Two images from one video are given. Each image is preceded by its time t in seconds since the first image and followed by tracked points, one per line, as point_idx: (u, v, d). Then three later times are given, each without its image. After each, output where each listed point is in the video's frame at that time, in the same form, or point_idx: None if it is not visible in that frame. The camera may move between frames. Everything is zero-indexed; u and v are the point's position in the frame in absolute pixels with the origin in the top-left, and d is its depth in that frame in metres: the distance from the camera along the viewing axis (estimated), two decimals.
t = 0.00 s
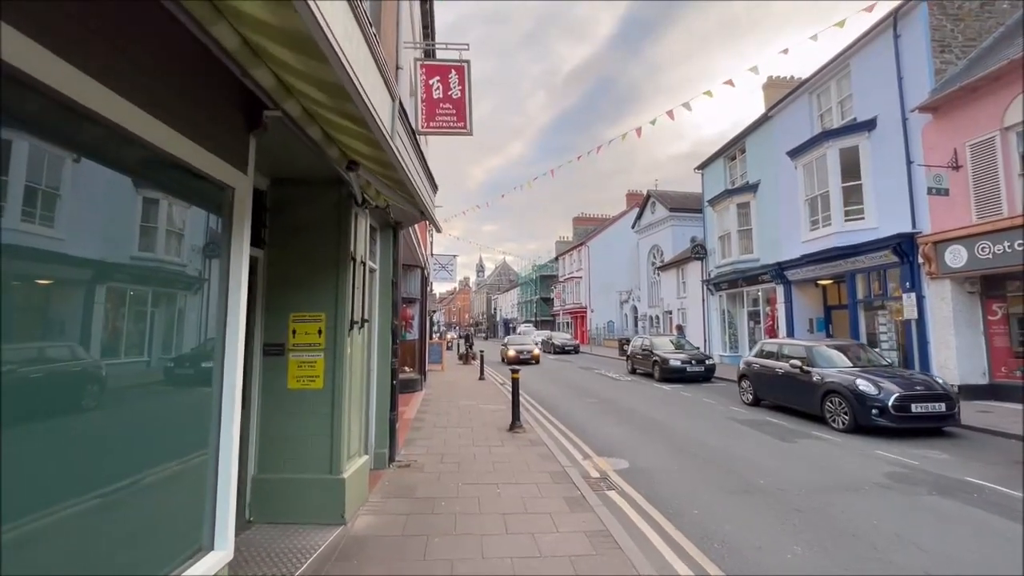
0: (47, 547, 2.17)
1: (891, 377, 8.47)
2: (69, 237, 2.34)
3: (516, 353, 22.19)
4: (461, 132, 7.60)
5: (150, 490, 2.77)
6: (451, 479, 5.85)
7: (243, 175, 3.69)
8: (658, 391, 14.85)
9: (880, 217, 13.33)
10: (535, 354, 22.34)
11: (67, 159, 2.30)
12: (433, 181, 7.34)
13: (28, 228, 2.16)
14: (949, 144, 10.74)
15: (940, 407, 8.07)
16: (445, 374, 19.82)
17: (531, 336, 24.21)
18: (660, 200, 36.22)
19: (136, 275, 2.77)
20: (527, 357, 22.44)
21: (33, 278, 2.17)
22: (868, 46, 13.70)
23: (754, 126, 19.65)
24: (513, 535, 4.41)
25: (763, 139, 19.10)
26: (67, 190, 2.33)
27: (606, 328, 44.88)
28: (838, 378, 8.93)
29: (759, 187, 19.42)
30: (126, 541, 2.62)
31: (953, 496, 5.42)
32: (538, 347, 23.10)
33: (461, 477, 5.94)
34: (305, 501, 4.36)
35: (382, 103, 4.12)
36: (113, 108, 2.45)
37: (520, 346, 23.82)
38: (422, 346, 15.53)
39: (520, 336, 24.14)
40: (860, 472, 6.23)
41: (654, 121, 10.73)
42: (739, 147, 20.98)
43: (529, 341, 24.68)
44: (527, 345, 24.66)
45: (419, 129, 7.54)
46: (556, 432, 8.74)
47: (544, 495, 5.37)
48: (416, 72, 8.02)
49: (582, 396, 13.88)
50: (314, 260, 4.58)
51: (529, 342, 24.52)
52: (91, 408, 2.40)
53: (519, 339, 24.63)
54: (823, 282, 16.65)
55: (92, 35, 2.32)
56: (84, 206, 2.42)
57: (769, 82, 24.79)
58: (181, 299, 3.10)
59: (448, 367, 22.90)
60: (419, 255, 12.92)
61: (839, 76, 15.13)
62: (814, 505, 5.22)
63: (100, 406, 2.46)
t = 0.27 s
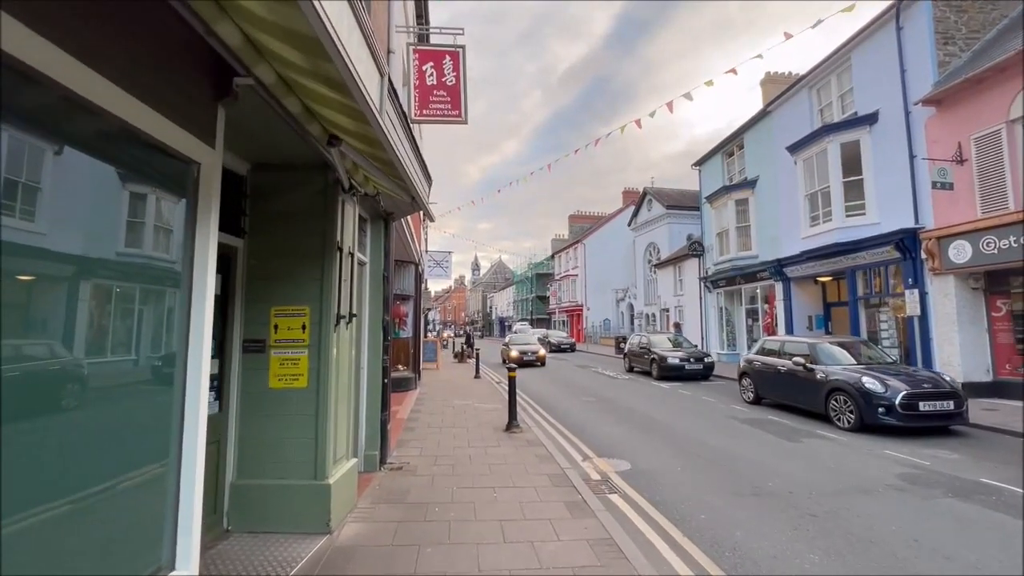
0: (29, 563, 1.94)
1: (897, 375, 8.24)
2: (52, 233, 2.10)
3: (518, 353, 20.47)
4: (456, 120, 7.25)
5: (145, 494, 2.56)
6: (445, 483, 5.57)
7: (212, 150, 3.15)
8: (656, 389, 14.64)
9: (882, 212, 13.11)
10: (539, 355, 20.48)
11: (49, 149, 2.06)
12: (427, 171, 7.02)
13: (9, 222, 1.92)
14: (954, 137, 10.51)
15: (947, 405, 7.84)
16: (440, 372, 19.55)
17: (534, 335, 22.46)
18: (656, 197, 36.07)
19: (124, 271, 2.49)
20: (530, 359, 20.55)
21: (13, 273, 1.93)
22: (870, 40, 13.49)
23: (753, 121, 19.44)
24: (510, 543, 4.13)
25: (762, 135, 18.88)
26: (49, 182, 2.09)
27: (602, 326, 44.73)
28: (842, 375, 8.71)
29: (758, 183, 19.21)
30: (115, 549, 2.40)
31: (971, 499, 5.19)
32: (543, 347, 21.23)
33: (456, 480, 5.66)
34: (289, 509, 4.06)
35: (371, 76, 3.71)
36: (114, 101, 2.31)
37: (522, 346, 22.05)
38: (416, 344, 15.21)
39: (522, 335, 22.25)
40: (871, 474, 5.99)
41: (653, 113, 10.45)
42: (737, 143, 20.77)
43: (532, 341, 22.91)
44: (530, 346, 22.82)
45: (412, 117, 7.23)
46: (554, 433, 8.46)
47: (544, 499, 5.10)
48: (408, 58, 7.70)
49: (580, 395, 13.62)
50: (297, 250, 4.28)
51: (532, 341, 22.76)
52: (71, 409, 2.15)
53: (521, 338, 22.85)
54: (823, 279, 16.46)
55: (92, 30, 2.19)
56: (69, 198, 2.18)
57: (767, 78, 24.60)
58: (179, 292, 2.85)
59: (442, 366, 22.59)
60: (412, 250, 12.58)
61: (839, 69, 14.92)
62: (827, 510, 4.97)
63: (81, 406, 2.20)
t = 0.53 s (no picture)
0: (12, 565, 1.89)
1: (907, 377, 7.98)
2: (38, 230, 2.13)
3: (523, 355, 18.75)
4: (450, 111, 6.94)
5: (112, 514, 2.35)
6: (438, 492, 5.28)
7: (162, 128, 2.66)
8: (656, 390, 14.38)
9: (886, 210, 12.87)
10: (547, 358, 18.60)
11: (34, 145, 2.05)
12: (420, 165, 6.71)
13: None
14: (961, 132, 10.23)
15: (959, 408, 7.57)
16: (436, 373, 19.23)
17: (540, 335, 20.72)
18: (655, 196, 35.78)
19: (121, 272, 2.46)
20: (537, 361, 18.71)
21: None
22: (874, 34, 13.22)
23: (754, 118, 19.17)
24: (505, 559, 3.84)
25: (763, 132, 18.61)
26: (35, 180, 2.11)
27: (601, 326, 44.50)
28: (849, 377, 8.45)
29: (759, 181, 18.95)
30: (100, 557, 2.32)
31: (991, 508, 4.93)
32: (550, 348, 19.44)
33: (449, 489, 5.37)
34: (266, 524, 3.76)
35: (352, 50, 3.26)
36: (112, 108, 2.30)
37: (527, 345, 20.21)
38: (412, 344, 14.89)
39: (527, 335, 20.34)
40: (883, 480, 5.73)
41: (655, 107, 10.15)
42: (738, 140, 20.50)
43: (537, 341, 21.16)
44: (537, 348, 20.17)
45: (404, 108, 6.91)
46: (553, 436, 8.19)
47: (542, 509, 4.83)
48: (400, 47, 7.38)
49: (579, 396, 13.34)
50: (277, 245, 3.97)
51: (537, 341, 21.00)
52: (56, 410, 2.13)
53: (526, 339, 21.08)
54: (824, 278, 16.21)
55: (92, 31, 2.19)
56: (56, 197, 2.20)
57: (768, 75, 24.32)
58: (147, 278, 2.57)
59: (439, 366, 22.26)
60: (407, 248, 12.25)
61: (843, 64, 14.66)
62: (841, 520, 4.71)
63: (68, 408, 2.19)
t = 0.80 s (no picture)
0: None
1: (919, 378, 7.67)
2: (23, 225, 2.09)
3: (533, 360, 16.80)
4: (445, 100, 6.64)
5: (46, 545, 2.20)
6: (430, 498, 4.99)
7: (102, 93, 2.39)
8: (658, 391, 14.08)
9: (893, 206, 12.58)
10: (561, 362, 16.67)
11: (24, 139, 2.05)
12: (412, 156, 6.38)
13: None
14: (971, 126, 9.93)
15: (974, 410, 7.19)
16: (434, 372, 18.93)
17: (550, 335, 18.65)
18: (656, 194, 35.46)
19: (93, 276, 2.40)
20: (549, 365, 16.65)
21: None
22: (881, 26, 12.91)
23: (757, 114, 18.85)
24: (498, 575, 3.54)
25: (766, 128, 18.28)
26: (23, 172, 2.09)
27: (601, 325, 44.21)
28: (859, 378, 8.14)
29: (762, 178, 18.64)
30: None
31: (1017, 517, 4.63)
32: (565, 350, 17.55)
33: (442, 495, 5.08)
34: (240, 539, 3.46)
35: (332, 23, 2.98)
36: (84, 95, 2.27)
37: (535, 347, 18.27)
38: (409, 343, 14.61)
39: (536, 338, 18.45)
40: (900, 487, 5.44)
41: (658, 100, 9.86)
42: (741, 137, 20.18)
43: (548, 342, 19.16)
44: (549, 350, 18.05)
45: (397, 97, 6.60)
46: (553, 439, 7.91)
47: (539, 519, 4.54)
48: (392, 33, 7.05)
49: (579, 396, 13.07)
50: (253, 236, 3.68)
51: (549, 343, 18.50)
52: (37, 411, 2.12)
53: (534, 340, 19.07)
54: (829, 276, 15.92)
55: (85, 34, 2.27)
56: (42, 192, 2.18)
57: (770, 71, 24.00)
58: (76, 253, 2.28)
59: (437, 366, 21.95)
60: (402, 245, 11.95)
61: (849, 58, 14.33)
62: (857, 531, 4.43)
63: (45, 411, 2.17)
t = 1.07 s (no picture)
0: None
1: (937, 382, 7.33)
2: None
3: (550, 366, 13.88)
4: (440, 90, 6.33)
5: None
6: (420, 511, 4.70)
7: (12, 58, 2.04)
8: (662, 393, 13.76)
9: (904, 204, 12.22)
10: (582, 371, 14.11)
11: None
12: (405, 149, 6.07)
13: None
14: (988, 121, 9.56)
15: (995, 416, 6.88)
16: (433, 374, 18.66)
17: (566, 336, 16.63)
18: (659, 193, 35.13)
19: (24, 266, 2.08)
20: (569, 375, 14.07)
21: None
22: (892, 20, 12.54)
23: (762, 111, 18.50)
24: None
25: (771, 125, 17.93)
26: None
27: (603, 326, 43.88)
28: (873, 382, 7.81)
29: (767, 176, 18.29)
30: None
31: None
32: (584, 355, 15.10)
33: (433, 508, 4.78)
34: (205, 561, 3.16)
35: None
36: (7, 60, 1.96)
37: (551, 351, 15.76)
38: (407, 344, 14.31)
39: (551, 341, 15.81)
40: (921, 500, 5.10)
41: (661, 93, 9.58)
42: (746, 134, 19.83)
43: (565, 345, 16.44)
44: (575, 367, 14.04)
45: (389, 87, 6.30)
46: (552, 444, 7.61)
47: (536, 535, 4.22)
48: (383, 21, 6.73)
49: (580, 398, 12.75)
50: (224, 230, 3.39)
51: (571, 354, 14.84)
52: None
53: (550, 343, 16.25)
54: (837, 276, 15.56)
55: None
56: None
57: (775, 68, 23.64)
58: None
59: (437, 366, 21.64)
60: (398, 243, 11.64)
61: (858, 53, 13.95)
62: (880, 550, 4.09)
63: None
